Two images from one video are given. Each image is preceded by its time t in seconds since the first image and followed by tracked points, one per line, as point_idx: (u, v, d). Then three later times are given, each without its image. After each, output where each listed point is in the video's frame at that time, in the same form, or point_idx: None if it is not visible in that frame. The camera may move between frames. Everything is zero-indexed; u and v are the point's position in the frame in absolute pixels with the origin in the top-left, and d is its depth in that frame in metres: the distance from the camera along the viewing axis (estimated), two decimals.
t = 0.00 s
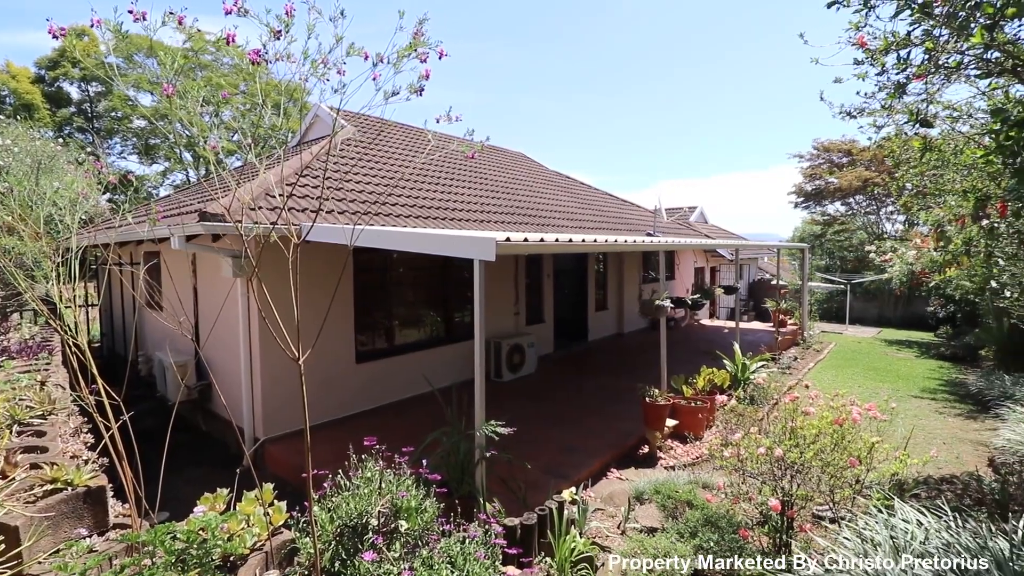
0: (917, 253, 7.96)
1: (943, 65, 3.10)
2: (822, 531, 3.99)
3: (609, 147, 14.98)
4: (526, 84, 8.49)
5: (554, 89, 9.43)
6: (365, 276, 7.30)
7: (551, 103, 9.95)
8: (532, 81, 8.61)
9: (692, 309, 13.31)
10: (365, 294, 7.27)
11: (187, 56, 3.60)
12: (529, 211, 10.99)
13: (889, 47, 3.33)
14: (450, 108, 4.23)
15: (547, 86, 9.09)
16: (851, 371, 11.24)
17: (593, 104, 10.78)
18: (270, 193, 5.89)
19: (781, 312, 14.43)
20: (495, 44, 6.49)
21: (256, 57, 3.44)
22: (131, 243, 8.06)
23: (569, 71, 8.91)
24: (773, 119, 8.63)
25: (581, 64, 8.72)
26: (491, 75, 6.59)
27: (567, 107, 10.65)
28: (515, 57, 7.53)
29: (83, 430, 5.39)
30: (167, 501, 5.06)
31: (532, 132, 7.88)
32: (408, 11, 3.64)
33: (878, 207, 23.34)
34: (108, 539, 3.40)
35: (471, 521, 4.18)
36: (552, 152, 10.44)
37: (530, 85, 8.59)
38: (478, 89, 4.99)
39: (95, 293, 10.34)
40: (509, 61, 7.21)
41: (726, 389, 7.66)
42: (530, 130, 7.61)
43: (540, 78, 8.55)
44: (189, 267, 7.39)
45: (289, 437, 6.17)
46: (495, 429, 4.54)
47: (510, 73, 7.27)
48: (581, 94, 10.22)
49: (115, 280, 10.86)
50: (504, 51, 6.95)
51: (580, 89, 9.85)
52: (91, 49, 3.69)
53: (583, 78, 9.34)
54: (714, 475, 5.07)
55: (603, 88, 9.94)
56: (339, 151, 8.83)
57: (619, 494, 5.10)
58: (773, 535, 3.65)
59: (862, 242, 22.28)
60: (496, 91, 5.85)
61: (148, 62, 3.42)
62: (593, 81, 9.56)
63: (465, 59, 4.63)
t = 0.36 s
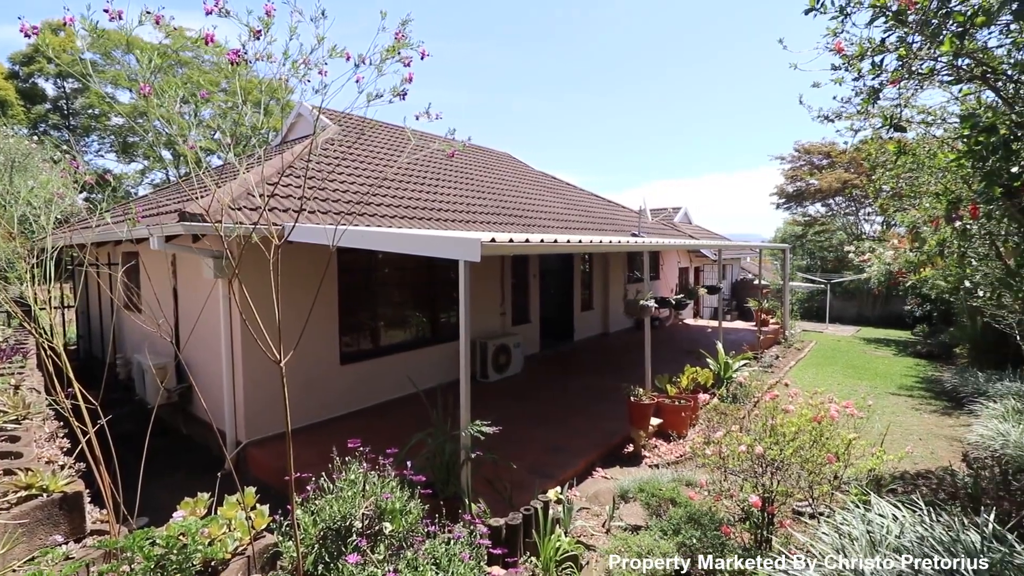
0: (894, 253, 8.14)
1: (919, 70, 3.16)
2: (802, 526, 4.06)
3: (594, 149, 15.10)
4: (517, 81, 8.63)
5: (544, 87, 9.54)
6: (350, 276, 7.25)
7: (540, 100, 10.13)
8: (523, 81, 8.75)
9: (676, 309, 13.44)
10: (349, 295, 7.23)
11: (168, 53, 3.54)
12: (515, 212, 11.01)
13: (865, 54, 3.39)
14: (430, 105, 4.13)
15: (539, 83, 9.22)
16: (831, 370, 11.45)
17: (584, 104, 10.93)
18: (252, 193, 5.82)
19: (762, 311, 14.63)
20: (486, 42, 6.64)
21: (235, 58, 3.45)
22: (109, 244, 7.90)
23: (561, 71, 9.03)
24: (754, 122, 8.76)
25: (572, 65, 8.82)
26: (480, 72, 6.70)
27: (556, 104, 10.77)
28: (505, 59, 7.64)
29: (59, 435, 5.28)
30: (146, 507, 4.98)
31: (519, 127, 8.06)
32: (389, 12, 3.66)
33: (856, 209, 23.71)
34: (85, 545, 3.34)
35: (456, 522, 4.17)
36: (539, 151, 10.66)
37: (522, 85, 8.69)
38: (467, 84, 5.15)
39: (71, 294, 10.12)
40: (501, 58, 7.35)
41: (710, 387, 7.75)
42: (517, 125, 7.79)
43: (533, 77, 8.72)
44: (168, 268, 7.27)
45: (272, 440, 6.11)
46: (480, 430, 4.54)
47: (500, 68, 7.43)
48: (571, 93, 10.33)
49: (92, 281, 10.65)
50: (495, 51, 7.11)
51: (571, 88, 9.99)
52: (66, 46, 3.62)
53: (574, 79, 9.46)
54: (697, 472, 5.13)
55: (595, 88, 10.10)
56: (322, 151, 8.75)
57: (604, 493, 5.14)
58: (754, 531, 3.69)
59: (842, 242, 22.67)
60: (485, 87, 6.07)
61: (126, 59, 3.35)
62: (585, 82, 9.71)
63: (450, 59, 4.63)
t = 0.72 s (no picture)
0: (871, 253, 8.31)
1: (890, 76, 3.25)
2: (781, 523, 4.13)
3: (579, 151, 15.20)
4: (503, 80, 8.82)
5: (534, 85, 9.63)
6: (333, 277, 7.20)
7: (526, 102, 10.32)
8: (514, 79, 8.98)
9: (659, 309, 13.56)
10: (333, 296, 7.18)
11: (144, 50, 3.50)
12: (500, 213, 11.02)
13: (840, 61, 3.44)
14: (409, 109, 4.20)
15: (527, 83, 9.41)
16: (810, 368, 11.64)
17: (577, 105, 11.02)
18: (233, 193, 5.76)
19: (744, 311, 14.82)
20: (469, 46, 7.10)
21: (214, 60, 3.42)
22: (86, 244, 7.75)
23: (554, 72, 9.13)
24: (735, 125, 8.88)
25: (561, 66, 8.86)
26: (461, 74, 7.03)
27: (542, 104, 10.91)
28: (485, 59, 7.87)
29: (33, 441, 5.16)
30: (124, 513, 4.90)
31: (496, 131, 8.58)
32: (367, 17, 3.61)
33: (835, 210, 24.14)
34: (60, 554, 3.27)
35: (441, 524, 4.17)
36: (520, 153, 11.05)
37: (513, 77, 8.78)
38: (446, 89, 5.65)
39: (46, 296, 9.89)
40: (482, 64, 7.79)
41: (693, 387, 7.83)
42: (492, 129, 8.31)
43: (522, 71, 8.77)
44: (146, 269, 7.14)
45: (253, 444, 6.04)
46: (465, 432, 4.54)
47: (483, 72, 7.88)
48: (561, 94, 10.45)
49: (69, 283, 10.44)
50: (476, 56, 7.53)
51: (564, 90, 10.09)
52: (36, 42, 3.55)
53: (565, 81, 9.62)
54: (680, 471, 5.19)
55: (588, 90, 10.17)
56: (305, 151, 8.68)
57: (589, 493, 5.17)
58: (735, 528, 3.77)
59: (821, 243, 23.13)
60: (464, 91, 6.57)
61: (102, 55, 3.27)
62: (578, 84, 9.81)
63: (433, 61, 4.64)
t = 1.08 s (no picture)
0: (848, 257, 8.50)
1: (863, 86, 3.33)
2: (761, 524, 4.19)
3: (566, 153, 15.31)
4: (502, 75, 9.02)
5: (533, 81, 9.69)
6: (317, 281, 7.14)
7: (528, 98, 10.66)
8: (519, 73, 9.21)
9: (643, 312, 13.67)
10: (316, 300, 7.12)
11: (122, 49, 3.49)
12: (484, 216, 11.04)
13: (816, 71, 3.50)
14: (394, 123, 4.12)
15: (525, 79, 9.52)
16: (791, 370, 11.83)
17: (578, 105, 11.20)
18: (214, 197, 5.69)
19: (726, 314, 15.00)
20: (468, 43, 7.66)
21: (192, 67, 3.36)
22: (61, 248, 7.58)
23: (554, 71, 9.31)
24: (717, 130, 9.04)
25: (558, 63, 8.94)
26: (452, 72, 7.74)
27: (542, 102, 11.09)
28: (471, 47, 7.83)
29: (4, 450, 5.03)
30: (99, 523, 4.80)
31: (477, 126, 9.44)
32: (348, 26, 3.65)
33: (815, 215, 24.59)
34: (33, 566, 3.20)
35: (425, 530, 4.16)
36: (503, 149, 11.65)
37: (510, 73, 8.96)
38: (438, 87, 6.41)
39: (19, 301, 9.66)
40: (483, 62, 8.28)
41: (676, 389, 7.90)
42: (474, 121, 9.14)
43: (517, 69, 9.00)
44: (124, 273, 7.01)
45: (233, 451, 5.96)
46: (449, 437, 4.52)
47: (480, 71, 8.40)
48: (558, 94, 10.64)
49: (42, 287, 10.18)
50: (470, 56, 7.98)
51: (566, 88, 10.24)
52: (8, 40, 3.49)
53: (566, 81, 9.85)
54: (663, 473, 5.24)
55: (589, 90, 10.31)
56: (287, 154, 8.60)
57: (573, 496, 5.19)
58: (716, 529, 3.80)
59: (801, 247, 23.54)
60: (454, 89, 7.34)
61: (79, 54, 3.30)
62: (578, 83, 10.00)
63: (423, 63, 4.83)
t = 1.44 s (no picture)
0: (823, 263, 8.72)
1: (829, 102, 3.43)
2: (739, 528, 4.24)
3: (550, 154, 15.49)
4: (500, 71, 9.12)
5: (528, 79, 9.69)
6: (296, 289, 7.06)
7: (529, 97, 10.68)
8: (519, 70, 9.20)
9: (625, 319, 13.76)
10: (296, 307, 7.06)
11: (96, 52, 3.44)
12: (467, 223, 11.05)
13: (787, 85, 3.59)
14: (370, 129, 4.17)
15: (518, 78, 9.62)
16: (769, 375, 12.02)
17: (577, 106, 11.16)
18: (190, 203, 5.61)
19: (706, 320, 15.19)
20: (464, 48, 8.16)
21: (169, 76, 3.44)
22: (30, 254, 7.37)
23: (554, 71, 9.36)
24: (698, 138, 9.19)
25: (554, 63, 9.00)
26: (449, 71, 8.47)
27: (542, 103, 11.07)
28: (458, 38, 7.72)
29: None
30: (69, 539, 4.67)
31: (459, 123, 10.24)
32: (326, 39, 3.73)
33: (791, 223, 25.10)
34: None
35: (405, 541, 4.13)
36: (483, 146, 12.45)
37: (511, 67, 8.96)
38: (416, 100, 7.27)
39: None
40: (481, 62, 8.69)
41: (657, 395, 7.95)
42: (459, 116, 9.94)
43: (516, 67, 9.10)
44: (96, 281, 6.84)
45: (208, 463, 5.84)
46: (430, 445, 4.49)
47: (480, 71, 8.83)
48: (557, 95, 10.69)
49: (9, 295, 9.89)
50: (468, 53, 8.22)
51: (568, 87, 10.22)
52: None
53: (566, 82, 9.89)
54: (644, 479, 5.28)
55: (589, 90, 10.30)
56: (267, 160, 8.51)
57: (556, 503, 5.19)
58: (695, 534, 3.83)
59: (779, 254, 23.99)
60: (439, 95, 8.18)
61: (50, 56, 3.34)
62: (578, 84, 10.01)
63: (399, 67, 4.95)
